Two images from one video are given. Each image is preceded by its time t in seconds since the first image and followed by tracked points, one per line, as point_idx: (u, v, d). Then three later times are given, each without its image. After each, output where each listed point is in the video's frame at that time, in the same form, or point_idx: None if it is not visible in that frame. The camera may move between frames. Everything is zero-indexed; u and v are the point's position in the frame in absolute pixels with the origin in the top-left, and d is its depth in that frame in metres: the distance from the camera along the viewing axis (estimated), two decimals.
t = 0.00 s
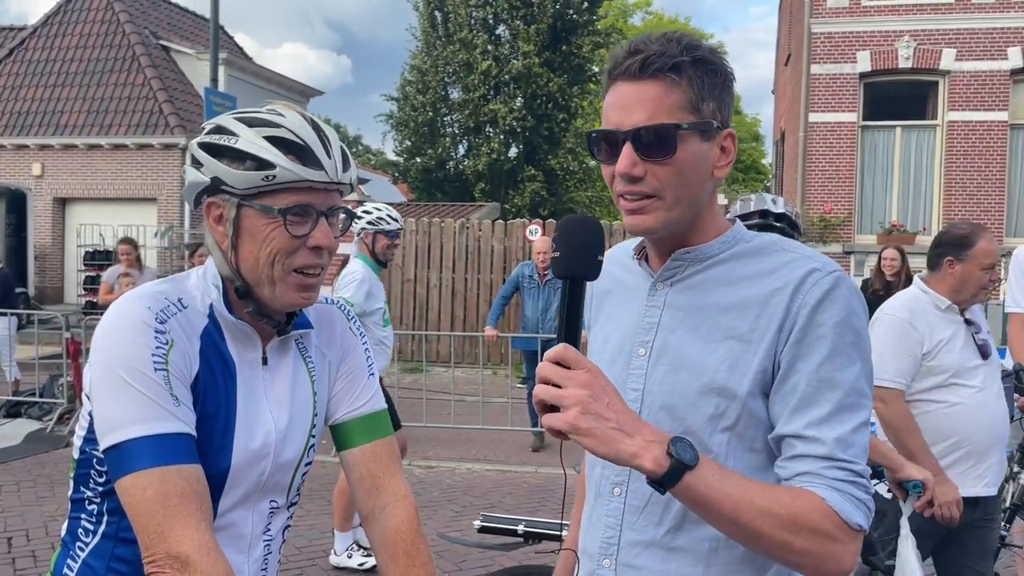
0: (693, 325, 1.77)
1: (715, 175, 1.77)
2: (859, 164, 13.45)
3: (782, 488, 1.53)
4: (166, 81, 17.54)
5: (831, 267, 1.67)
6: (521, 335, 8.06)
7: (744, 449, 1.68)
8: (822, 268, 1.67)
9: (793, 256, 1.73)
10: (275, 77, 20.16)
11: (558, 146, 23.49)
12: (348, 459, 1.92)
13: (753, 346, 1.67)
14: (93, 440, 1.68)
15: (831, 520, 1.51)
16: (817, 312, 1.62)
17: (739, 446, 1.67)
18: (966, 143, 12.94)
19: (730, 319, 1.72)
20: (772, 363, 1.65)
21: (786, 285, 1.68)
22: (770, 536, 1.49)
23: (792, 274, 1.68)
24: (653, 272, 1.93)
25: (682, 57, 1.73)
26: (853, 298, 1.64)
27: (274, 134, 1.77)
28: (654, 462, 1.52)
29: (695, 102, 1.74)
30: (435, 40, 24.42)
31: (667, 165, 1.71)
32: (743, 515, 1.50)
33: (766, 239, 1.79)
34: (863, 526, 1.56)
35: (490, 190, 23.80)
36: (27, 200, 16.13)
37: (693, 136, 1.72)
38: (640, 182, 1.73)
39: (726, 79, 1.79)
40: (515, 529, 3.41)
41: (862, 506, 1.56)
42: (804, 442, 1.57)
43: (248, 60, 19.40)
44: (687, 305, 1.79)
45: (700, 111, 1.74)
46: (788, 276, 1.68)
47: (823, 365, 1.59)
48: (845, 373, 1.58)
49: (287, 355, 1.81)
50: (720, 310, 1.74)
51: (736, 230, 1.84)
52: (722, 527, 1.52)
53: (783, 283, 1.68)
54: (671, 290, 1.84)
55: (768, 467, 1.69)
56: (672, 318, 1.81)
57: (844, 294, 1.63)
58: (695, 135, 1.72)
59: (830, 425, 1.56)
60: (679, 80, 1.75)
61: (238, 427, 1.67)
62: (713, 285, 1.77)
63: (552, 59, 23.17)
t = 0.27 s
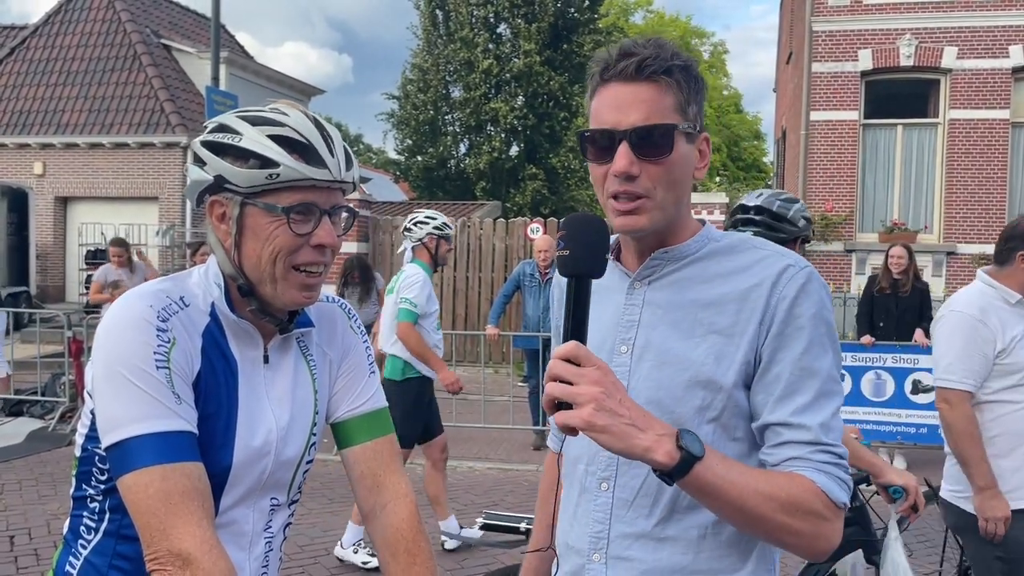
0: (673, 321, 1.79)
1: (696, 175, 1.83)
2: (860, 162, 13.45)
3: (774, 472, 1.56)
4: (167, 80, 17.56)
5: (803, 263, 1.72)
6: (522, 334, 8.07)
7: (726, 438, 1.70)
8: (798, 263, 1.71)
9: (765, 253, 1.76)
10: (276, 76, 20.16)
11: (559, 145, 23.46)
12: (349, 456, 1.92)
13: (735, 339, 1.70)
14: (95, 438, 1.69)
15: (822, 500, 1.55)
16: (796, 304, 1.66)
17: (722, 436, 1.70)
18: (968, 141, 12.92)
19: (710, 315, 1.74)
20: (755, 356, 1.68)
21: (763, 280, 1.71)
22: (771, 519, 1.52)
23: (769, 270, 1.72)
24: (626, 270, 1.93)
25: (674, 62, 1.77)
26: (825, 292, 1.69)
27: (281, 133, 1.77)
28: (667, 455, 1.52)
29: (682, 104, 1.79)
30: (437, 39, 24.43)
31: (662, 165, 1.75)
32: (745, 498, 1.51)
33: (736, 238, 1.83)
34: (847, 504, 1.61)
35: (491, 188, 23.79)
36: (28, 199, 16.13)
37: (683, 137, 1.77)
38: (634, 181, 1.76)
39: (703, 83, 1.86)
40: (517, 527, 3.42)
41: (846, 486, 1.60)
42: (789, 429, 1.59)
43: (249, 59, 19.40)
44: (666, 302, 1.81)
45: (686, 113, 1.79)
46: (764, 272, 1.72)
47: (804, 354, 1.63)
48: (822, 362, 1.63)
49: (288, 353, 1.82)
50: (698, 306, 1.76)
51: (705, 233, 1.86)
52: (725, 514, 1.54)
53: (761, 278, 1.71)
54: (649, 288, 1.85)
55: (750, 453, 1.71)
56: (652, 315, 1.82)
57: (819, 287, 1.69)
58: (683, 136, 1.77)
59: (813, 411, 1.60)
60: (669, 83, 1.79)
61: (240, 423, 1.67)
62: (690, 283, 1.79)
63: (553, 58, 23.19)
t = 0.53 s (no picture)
0: (665, 317, 1.80)
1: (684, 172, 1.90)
2: (862, 160, 13.45)
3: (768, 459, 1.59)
4: (169, 79, 17.56)
5: (785, 257, 1.76)
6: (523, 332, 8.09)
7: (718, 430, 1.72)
8: (783, 258, 1.75)
9: (749, 249, 1.79)
10: (278, 74, 20.17)
11: (560, 143, 23.45)
12: (350, 453, 1.93)
13: (726, 333, 1.72)
14: (96, 435, 1.69)
15: (815, 484, 1.59)
16: (782, 297, 1.70)
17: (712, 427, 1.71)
18: (970, 139, 12.90)
19: (700, 309, 1.76)
20: (745, 348, 1.71)
21: (749, 275, 1.74)
22: (768, 504, 1.55)
23: (755, 265, 1.75)
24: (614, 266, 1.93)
25: (665, 61, 1.83)
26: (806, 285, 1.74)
27: (280, 129, 1.78)
28: (678, 445, 1.53)
29: (673, 103, 1.85)
30: (438, 37, 24.43)
31: (656, 162, 1.81)
32: (749, 484, 1.55)
33: (720, 235, 1.85)
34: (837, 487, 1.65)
35: (492, 186, 23.79)
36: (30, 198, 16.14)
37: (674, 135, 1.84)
38: (630, 177, 1.81)
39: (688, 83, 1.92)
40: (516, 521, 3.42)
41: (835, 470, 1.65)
42: (782, 418, 1.62)
43: (250, 57, 19.40)
44: (656, 299, 1.82)
45: (676, 111, 1.85)
46: (750, 267, 1.75)
47: (793, 345, 1.66)
48: (807, 351, 1.67)
49: (288, 350, 1.82)
50: (689, 301, 1.78)
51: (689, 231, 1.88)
52: (729, 500, 1.56)
53: (748, 273, 1.74)
54: (638, 286, 1.85)
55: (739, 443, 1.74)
56: (642, 311, 1.83)
57: (801, 281, 1.73)
58: (673, 134, 1.83)
59: (801, 399, 1.64)
60: (659, 83, 1.85)
61: (240, 420, 1.68)
62: (680, 280, 1.81)
63: (554, 55, 23.17)
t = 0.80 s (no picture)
0: (660, 313, 1.79)
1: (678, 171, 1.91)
2: (864, 158, 13.44)
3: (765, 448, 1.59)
4: (171, 77, 17.58)
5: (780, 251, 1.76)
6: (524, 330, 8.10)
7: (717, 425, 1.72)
8: (776, 254, 1.76)
9: (743, 245, 1.80)
10: (279, 72, 20.18)
11: (562, 141, 23.46)
12: (352, 451, 1.93)
13: (722, 328, 1.72)
14: (98, 433, 1.69)
15: (812, 475, 1.60)
16: (776, 292, 1.71)
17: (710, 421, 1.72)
18: (972, 136, 12.89)
19: (696, 305, 1.76)
20: (741, 343, 1.71)
21: (745, 270, 1.74)
22: (768, 495, 1.55)
23: (750, 259, 1.75)
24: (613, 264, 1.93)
25: (659, 62, 1.83)
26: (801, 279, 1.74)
27: (273, 125, 1.78)
28: (683, 435, 1.52)
29: (668, 103, 1.85)
30: (439, 35, 24.43)
31: (654, 160, 1.81)
32: (749, 474, 1.54)
33: (716, 232, 1.85)
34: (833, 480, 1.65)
35: (494, 184, 23.79)
36: (32, 196, 16.15)
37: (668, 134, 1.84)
38: (626, 175, 1.81)
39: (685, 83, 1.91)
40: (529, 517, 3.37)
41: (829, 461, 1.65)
42: (778, 410, 1.62)
43: (252, 55, 19.41)
44: (652, 295, 1.81)
45: (672, 111, 1.85)
46: (747, 262, 1.75)
47: (786, 338, 1.67)
48: (801, 345, 1.67)
49: (289, 349, 1.81)
50: (684, 297, 1.78)
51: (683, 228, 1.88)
52: (730, 493, 1.56)
53: (743, 268, 1.75)
54: (634, 283, 1.85)
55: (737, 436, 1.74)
56: (637, 308, 1.82)
57: (794, 276, 1.73)
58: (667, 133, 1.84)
59: (795, 391, 1.64)
60: (652, 83, 1.85)
61: (240, 418, 1.68)
62: (675, 277, 1.81)
63: (556, 54, 23.17)
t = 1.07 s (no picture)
0: (663, 310, 1.79)
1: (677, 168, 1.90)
2: (866, 156, 13.42)
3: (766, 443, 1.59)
4: (172, 76, 17.58)
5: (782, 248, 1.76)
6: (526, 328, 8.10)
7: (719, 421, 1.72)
8: (778, 251, 1.76)
9: (746, 243, 1.80)
10: (281, 71, 20.19)
11: (563, 139, 23.44)
12: (356, 449, 1.93)
13: (724, 324, 1.72)
14: (100, 430, 1.69)
15: (813, 470, 1.59)
16: (778, 288, 1.71)
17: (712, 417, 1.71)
18: (974, 134, 12.87)
19: (699, 301, 1.76)
20: (743, 339, 1.71)
21: (747, 267, 1.74)
22: (770, 490, 1.55)
23: (752, 257, 1.75)
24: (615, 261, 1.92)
25: (655, 59, 1.82)
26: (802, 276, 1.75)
27: (272, 116, 1.78)
28: (685, 430, 1.52)
29: (665, 100, 1.84)
30: (441, 33, 24.40)
31: (651, 156, 1.81)
32: (749, 468, 1.54)
33: (719, 230, 1.85)
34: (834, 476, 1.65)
35: (495, 182, 23.80)
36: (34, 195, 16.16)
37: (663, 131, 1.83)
38: (623, 173, 1.81)
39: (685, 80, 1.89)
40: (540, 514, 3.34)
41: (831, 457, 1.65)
42: (779, 406, 1.63)
43: (254, 53, 19.41)
44: (654, 292, 1.81)
45: (669, 108, 1.84)
46: (749, 259, 1.75)
47: (788, 335, 1.67)
48: (802, 341, 1.68)
49: (292, 345, 1.81)
50: (686, 294, 1.77)
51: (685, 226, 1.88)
52: (732, 489, 1.56)
53: (746, 265, 1.75)
54: (636, 280, 1.84)
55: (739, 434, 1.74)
56: (640, 304, 1.82)
57: (795, 273, 1.73)
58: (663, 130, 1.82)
59: (797, 387, 1.64)
60: (649, 80, 1.84)
61: (242, 414, 1.68)
62: (678, 274, 1.80)
63: (557, 52, 23.16)
